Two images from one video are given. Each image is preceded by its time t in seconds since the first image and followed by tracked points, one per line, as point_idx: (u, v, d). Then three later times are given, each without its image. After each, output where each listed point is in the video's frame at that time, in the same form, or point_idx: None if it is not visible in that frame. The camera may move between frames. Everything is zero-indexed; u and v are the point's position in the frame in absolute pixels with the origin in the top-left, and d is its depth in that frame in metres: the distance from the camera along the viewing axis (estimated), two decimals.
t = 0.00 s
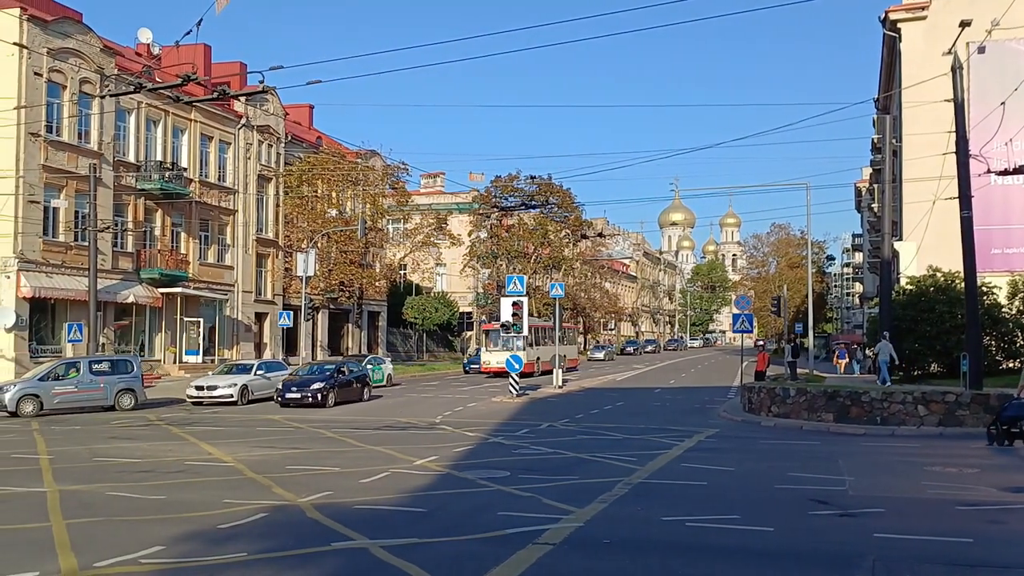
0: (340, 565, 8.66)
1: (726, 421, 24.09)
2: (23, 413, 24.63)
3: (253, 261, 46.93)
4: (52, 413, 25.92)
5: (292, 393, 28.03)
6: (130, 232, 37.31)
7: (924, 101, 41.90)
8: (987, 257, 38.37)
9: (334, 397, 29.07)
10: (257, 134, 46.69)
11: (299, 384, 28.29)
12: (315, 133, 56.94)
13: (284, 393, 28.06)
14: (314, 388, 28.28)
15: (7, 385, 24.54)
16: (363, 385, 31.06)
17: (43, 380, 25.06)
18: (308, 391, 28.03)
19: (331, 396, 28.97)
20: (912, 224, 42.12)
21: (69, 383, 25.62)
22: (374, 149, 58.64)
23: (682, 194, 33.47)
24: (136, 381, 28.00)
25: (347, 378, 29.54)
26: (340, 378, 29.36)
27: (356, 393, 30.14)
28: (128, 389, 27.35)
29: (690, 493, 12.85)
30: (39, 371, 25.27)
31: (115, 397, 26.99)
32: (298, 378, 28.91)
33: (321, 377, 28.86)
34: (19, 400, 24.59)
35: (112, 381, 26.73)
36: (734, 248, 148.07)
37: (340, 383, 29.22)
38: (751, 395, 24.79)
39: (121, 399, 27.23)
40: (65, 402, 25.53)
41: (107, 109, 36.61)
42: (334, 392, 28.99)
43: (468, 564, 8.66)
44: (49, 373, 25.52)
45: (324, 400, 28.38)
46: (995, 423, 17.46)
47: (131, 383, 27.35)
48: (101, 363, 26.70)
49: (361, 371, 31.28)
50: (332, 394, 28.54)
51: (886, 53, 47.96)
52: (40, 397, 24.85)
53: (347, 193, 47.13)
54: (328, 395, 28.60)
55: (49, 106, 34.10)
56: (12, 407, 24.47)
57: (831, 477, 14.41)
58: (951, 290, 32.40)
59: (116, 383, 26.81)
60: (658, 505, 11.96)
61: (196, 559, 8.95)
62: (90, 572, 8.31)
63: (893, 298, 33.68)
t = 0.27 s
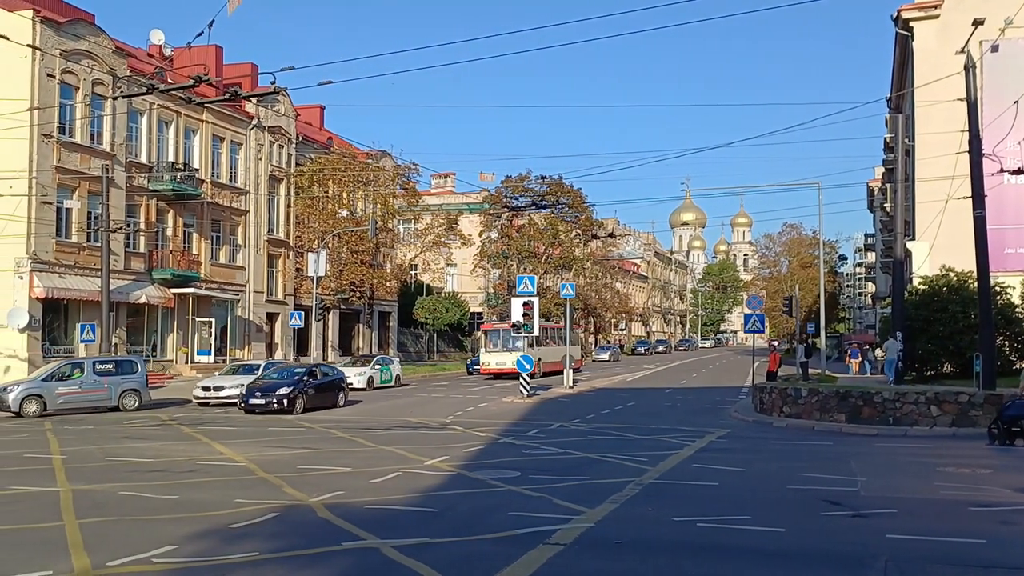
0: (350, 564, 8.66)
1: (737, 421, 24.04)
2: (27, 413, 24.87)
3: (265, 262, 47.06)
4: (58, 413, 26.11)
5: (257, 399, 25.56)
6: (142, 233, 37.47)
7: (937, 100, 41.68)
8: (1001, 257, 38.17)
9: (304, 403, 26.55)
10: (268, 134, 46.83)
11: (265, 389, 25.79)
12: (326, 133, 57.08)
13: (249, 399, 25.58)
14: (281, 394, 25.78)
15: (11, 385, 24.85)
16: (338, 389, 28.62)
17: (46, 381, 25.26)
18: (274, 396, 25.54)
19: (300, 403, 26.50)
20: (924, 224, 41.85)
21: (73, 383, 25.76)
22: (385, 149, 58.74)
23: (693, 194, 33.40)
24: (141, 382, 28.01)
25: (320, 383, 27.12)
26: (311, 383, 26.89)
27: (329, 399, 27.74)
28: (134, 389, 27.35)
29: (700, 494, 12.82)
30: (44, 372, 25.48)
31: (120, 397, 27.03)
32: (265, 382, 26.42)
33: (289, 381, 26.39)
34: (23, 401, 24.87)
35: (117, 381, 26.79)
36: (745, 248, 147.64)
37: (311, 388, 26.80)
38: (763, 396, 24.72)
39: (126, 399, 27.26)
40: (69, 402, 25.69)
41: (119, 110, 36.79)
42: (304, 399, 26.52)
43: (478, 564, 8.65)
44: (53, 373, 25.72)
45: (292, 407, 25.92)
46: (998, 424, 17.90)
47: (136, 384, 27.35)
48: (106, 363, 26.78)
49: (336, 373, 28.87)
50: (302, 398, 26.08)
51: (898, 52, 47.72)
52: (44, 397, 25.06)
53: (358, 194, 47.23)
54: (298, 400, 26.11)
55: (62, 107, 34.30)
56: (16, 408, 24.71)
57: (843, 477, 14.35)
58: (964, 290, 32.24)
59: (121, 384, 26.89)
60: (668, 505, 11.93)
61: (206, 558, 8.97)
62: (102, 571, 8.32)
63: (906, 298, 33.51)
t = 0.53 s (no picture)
0: (359, 565, 8.66)
1: (747, 422, 23.98)
2: (27, 414, 25.06)
3: (275, 262, 47.20)
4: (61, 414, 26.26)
5: (207, 406, 22.96)
6: (153, 233, 37.61)
7: (948, 99, 41.45)
8: (1013, 257, 37.96)
9: (261, 410, 23.94)
10: (278, 135, 46.95)
11: (215, 396, 23.21)
12: (336, 134, 57.19)
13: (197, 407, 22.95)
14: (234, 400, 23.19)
15: (12, 386, 25.12)
16: (303, 393, 26.13)
17: (46, 381, 25.44)
18: (225, 404, 22.90)
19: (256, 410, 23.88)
20: (935, 224, 41.62)
21: (73, 384, 25.89)
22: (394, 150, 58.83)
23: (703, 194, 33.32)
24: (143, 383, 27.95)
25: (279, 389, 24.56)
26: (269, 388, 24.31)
27: (291, 406, 25.22)
28: (135, 390, 27.29)
29: (710, 494, 12.79)
30: (45, 373, 25.69)
31: (122, 398, 27.00)
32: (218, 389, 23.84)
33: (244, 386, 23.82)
34: (23, 401, 25.09)
35: (118, 382, 26.80)
36: (756, 248, 147.21)
37: (270, 393, 24.23)
38: (773, 396, 24.64)
39: (128, 400, 27.20)
40: (70, 403, 25.82)
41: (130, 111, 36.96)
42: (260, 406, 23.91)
43: (487, 564, 8.64)
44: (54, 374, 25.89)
45: (247, 415, 23.31)
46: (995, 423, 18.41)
47: (137, 385, 27.30)
48: (107, 364, 26.82)
49: (301, 378, 26.38)
50: (258, 405, 23.48)
51: (909, 51, 47.49)
52: (43, 398, 25.24)
53: (367, 194, 47.25)
54: (253, 407, 23.48)
55: (73, 108, 34.49)
56: (16, 408, 24.92)
57: (854, 478, 14.29)
58: (976, 290, 32.07)
59: (122, 384, 26.85)
60: (678, 506, 11.91)
61: (216, 557, 8.98)
62: (112, 571, 8.34)
63: (917, 298, 33.34)
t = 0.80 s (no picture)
0: (367, 565, 8.65)
1: (757, 422, 23.92)
2: (23, 415, 25.06)
3: (284, 262, 47.29)
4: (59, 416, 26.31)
5: (142, 413, 20.51)
6: (162, 234, 37.73)
7: (959, 98, 41.22)
8: None
9: (205, 419, 21.45)
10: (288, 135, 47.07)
11: (152, 402, 20.78)
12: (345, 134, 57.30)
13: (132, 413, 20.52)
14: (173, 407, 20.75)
15: (8, 387, 25.19)
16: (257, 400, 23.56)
17: (43, 382, 25.56)
18: (160, 413, 20.37)
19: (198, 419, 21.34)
20: (946, 224, 41.43)
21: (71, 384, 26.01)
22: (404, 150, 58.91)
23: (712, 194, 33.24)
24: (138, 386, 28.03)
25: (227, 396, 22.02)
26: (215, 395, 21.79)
27: (243, 415, 22.72)
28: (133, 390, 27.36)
29: (720, 495, 12.75)
30: (41, 374, 25.83)
31: (119, 398, 27.07)
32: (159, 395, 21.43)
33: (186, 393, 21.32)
34: (20, 402, 25.14)
35: (116, 381, 26.92)
36: (766, 248, 146.79)
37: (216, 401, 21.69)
38: (783, 396, 24.56)
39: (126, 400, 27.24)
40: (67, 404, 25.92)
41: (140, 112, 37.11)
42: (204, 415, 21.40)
43: (496, 564, 8.63)
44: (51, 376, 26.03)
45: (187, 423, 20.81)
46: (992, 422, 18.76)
47: (135, 385, 27.41)
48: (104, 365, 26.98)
49: (259, 385, 23.90)
50: (199, 413, 20.95)
51: (920, 51, 47.28)
52: (40, 397, 25.31)
53: (376, 195, 47.28)
54: (194, 416, 20.97)
55: (84, 110, 34.64)
56: (13, 409, 25.00)
57: (864, 478, 14.23)
58: (987, 290, 31.89)
59: (120, 384, 26.96)
60: (688, 506, 11.88)
61: (225, 557, 8.99)
62: (122, 571, 8.36)
63: (928, 298, 33.16)
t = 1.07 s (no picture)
0: (375, 565, 8.65)
1: (764, 422, 23.89)
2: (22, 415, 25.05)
3: (292, 263, 47.37)
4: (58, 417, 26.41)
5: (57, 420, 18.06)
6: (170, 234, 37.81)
7: (968, 97, 41.01)
8: None
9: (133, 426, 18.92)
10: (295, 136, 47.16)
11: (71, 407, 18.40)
12: (353, 134, 57.38)
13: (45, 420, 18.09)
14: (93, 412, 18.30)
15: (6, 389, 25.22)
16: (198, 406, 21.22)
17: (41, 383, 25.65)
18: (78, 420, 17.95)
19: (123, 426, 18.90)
20: (954, 223, 41.28)
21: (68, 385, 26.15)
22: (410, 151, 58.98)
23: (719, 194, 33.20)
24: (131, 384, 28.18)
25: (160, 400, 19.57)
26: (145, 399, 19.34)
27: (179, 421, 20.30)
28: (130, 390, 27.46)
29: (728, 495, 12.72)
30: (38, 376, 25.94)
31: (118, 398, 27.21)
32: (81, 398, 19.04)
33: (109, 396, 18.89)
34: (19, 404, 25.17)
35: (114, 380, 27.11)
36: (773, 247, 146.48)
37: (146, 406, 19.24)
38: (791, 396, 24.51)
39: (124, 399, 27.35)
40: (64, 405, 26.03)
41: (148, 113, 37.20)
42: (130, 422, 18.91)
43: (503, 564, 8.63)
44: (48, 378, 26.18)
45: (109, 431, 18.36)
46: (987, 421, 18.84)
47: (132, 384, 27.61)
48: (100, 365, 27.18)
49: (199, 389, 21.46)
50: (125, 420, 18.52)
51: (928, 50, 47.14)
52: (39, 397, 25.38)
53: (383, 195, 47.29)
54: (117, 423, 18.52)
55: (91, 110, 34.75)
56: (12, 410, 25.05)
57: (873, 479, 14.18)
58: (995, 290, 31.75)
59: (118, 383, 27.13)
60: (696, 506, 11.85)
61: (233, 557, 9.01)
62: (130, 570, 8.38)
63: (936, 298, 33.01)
